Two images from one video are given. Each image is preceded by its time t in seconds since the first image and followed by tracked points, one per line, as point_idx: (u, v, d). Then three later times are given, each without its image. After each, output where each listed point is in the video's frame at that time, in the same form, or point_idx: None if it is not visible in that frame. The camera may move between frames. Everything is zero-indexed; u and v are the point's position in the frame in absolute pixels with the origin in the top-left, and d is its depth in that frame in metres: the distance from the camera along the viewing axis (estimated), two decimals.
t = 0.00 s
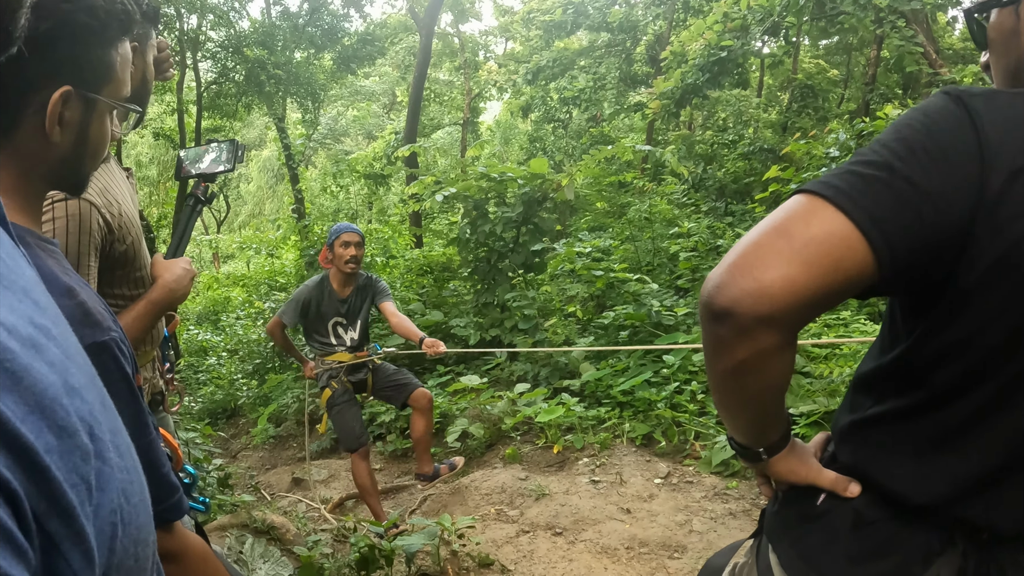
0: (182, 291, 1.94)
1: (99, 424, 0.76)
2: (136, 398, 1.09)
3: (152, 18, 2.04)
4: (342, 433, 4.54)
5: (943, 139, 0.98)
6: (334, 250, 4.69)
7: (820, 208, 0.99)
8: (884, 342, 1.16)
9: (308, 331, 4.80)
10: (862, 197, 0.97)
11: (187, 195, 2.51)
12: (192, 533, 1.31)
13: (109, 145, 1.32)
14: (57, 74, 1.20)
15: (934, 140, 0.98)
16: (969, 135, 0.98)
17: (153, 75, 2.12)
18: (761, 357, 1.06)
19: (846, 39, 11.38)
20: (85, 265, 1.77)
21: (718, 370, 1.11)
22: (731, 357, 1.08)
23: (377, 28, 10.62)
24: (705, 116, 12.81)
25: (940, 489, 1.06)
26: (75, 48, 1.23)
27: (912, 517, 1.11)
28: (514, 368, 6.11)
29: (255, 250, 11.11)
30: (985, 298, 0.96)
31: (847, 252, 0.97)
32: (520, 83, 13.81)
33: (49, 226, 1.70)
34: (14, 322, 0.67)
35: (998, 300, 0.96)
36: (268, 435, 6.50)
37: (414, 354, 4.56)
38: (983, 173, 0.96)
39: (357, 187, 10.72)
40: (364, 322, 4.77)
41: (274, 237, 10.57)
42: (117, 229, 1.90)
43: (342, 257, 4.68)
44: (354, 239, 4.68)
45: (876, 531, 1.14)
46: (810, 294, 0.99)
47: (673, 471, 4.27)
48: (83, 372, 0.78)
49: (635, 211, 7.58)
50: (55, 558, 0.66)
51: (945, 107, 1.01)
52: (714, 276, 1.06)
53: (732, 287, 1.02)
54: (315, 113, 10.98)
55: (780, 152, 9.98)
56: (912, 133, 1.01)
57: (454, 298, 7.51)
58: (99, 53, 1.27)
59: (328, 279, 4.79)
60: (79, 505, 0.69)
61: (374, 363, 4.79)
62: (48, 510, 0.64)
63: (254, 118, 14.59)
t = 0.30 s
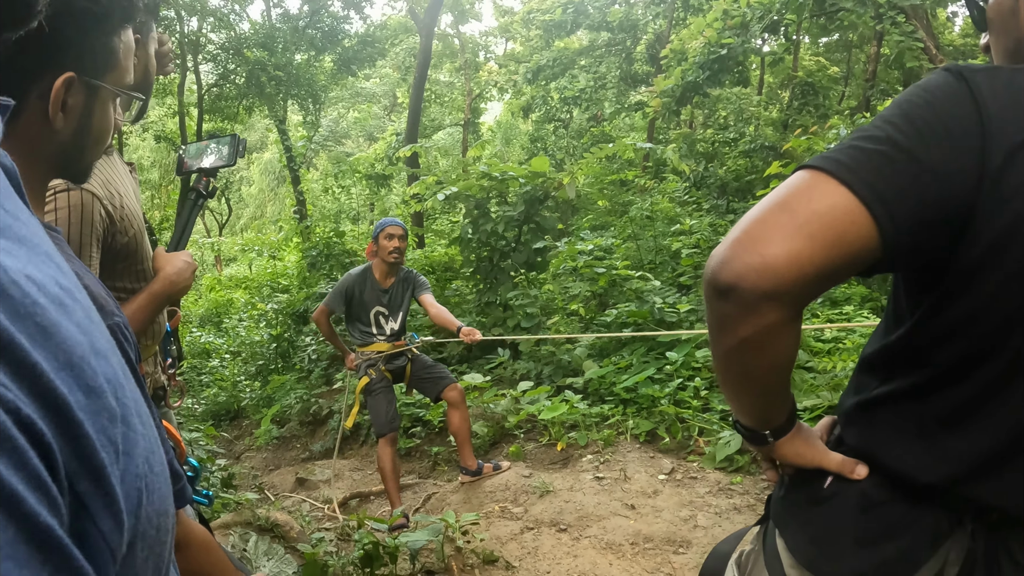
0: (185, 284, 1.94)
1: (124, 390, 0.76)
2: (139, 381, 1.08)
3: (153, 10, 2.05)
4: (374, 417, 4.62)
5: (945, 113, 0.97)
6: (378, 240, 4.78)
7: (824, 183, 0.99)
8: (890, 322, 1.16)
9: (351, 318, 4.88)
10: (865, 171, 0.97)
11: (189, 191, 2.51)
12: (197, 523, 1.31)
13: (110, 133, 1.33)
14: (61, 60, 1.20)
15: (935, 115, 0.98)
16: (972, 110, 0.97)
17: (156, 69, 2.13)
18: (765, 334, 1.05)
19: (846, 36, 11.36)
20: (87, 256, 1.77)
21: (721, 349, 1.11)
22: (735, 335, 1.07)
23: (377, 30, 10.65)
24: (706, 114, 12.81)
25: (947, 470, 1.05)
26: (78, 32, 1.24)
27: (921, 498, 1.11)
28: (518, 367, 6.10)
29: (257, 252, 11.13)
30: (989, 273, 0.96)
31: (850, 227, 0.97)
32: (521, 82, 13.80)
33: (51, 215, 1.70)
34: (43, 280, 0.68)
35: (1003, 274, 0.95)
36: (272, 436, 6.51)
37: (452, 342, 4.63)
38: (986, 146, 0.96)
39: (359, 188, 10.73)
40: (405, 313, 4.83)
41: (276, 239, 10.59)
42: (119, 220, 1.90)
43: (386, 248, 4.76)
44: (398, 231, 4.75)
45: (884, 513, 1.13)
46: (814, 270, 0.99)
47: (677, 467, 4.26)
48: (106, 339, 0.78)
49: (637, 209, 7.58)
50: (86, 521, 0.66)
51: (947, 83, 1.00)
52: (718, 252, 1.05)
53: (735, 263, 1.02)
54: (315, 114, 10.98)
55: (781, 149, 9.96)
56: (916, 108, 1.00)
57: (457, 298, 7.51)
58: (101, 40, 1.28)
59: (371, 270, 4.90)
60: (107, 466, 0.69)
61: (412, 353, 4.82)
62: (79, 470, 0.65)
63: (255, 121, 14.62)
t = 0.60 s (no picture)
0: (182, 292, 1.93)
1: (82, 408, 0.77)
2: (127, 396, 1.08)
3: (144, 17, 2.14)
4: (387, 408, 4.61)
5: (955, 108, 0.96)
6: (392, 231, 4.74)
7: (831, 182, 0.97)
8: (897, 324, 1.14)
9: (363, 308, 4.89)
10: (874, 169, 0.94)
11: (187, 196, 2.48)
12: (188, 532, 1.30)
13: (99, 137, 1.32)
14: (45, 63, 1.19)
15: (945, 109, 0.96)
16: (982, 104, 0.95)
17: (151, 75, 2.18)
18: (772, 339, 1.03)
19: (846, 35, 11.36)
20: (81, 263, 1.76)
21: (726, 353, 1.10)
22: (739, 340, 1.06)
23: (377, 32, 10.68)
24: (707, 114, 12.81)
25: (957, 476, 1.04)
26: (66, 35, 1.22)
27: (932, 505, 1.10)
28: (520, 368, 6.08)
29: (258, 255, 11.12)
30: (1000, 272, 0.94)
31: (859, 227, 0.95)
32: (521, 83, 13.79)
33: (44, 223, 1.69)
34: None
35: (1015, 273, 0.93)
36: (274, 440, 6.50)
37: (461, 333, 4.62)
38: (997, 141, 0.94)
39: (360, 190, 10.74)
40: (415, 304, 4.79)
41: (277, 242, 10.59)
42: (114, 226, 1.90)
43: (399, 238, 4.72)
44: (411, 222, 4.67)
45: (893, 521, 1.12)
46: (822, 272, 0.97)
47: (680, 469, 4.24)
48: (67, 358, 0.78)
49: (638, 209, 7.56)
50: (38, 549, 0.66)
51: (956, 78, 0.99)
52: (724, 255, 1.04)
53: (740, 266, 1.00)
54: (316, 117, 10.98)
55: (782, 148, 9.94)
56: (925, 104, 0.98)
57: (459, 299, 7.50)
58: (89, 43, 1.27)
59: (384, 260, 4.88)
60: (60, 491, 0.70)
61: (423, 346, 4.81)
62: (25, 496, 0.65)
63: (256, 124, 14.64)
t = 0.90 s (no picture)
0: (176, 296, 1.92)
1: (26, 428, 0.73)
2: (119, 403, 1.07)
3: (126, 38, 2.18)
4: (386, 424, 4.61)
5: (972, 99, 0.93)
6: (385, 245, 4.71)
7: (842, 176, 0.95)
8: (911, 320, 1.11)
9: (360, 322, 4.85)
10: (886, 162, 0.93)
11: (187, 200, 2.48)
12: (185, 542, 1.29)
13: (88, 138, 1.31)
14: (34, 64, 1.17)
15: (962, 100, 0.94)
16: (1004, 95, 0.93)
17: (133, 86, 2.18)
18: (780, 337, 1.03)
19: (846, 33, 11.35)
20: (73, 264, 1.74)
21: (733, 351, 1.09)
22: (745, 338, 1.05)
23: (378, 34, 10.71)
24: (709, 113, 12.80)
25: (968, 481, 1.02)
26: (53, 35, 1.19)
27: (939, 513, 1.08)
28: (522, 370, 6.06)
29: (261, 258, 11.12)
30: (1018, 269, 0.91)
31: (870, 223, 0.93)
32: (523, 85, 13.78)
33: (35, 222, 1.68)
34: None
35: None
36: (277, 443, 6.49)
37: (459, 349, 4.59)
38: (1016, 133, 0.91)
39: (362, 192, 10.75)
40: (412, 317, 4.78)
41: (279, 244, 10.59)
42: (108, 224, 1.89)
43: (393, 252, 4.70)
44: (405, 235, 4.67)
45: (898, 529, 1.10)
46: (831, 268, 0.95)
47: (684, 470, 4.21)
48: (14, 376, 0.75)
49: (641, 209, 7.54)
50: None
51: (976, 68, 0.96)
52: (733, 251, 1.03)
53: (747, 262, 0.99)
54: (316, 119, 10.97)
55: (785, 147, 9.92)
56: (945, 96, 0.96)
57: (461, 301, 7.48)
58: (75, 42, 1.23)
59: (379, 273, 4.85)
60: None
61: (422, 357, 4.77)
62: None
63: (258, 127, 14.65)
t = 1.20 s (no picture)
0: (179, 309, 1.92)
1: (26, 476, 0.70)
2: (125, 419, 1.07)
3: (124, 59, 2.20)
4: (383, 432, 4.62)
5: None
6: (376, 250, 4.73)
7: (891, 175, 0.96)
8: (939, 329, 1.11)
9: (354, 327, 4.85)
10: (935, 162, 0.93)
11: (192, 212, 2.49)
12: (189, 554, 1.30)
13: (92, 151, 1.32)
14: (34, 78, 1.18)
15: (1014, 101, 0.94)
16: None
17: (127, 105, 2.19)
18: (824, 336, 1.04)
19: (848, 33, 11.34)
20: (75, 279, 1.75)
21: (775, 351, 1.10)
22: (787, 336, 1.07)
23: (380, 37, 10.74)
24: (711, 113, 12.79)
25: (1003, 497, 1.03)
26: (55, 49, 1.19)
27: (970, 530, 1.09)
28: (527, 373, 6.05)
29: (264, 262, 11.14)
30: None
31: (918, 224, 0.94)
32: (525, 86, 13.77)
33: (37, 238, 1.69)
34: None
35: None
36: (282, 447, 6.50)
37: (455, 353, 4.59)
38: None
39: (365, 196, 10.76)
40: (406, 321, 4.77)
41: (283, 248, 10.60)
42: (111, 238, 1.90)
43: (384, 256, 4.71)
44: (396, 239, 4.69)
45: (927, 545, 1.12)
46: (877, 267, 0.96)
47: (690, 473, 4.21)
48: (12, 421, 0.72)
49: (644, 211, 7.53)
50: None
51: None
52: (779, 249, 1.05)
53: (795, 258, 1.01)
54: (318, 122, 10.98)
55: (788, 147, 9.91)
56: (989, 98, 0.97)
57: (465, 304, 7.48)
58: (76, 54, 1.24)
59: (371, 278, 4.85)
60: None
61: (417, 363, 4.78)
62: None
63: (260, 132, 14.69)
